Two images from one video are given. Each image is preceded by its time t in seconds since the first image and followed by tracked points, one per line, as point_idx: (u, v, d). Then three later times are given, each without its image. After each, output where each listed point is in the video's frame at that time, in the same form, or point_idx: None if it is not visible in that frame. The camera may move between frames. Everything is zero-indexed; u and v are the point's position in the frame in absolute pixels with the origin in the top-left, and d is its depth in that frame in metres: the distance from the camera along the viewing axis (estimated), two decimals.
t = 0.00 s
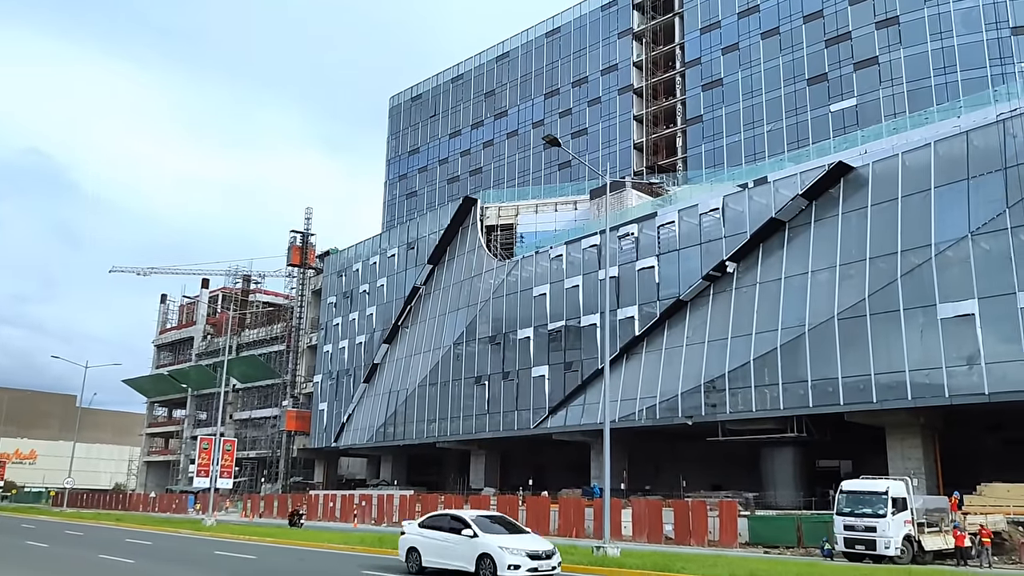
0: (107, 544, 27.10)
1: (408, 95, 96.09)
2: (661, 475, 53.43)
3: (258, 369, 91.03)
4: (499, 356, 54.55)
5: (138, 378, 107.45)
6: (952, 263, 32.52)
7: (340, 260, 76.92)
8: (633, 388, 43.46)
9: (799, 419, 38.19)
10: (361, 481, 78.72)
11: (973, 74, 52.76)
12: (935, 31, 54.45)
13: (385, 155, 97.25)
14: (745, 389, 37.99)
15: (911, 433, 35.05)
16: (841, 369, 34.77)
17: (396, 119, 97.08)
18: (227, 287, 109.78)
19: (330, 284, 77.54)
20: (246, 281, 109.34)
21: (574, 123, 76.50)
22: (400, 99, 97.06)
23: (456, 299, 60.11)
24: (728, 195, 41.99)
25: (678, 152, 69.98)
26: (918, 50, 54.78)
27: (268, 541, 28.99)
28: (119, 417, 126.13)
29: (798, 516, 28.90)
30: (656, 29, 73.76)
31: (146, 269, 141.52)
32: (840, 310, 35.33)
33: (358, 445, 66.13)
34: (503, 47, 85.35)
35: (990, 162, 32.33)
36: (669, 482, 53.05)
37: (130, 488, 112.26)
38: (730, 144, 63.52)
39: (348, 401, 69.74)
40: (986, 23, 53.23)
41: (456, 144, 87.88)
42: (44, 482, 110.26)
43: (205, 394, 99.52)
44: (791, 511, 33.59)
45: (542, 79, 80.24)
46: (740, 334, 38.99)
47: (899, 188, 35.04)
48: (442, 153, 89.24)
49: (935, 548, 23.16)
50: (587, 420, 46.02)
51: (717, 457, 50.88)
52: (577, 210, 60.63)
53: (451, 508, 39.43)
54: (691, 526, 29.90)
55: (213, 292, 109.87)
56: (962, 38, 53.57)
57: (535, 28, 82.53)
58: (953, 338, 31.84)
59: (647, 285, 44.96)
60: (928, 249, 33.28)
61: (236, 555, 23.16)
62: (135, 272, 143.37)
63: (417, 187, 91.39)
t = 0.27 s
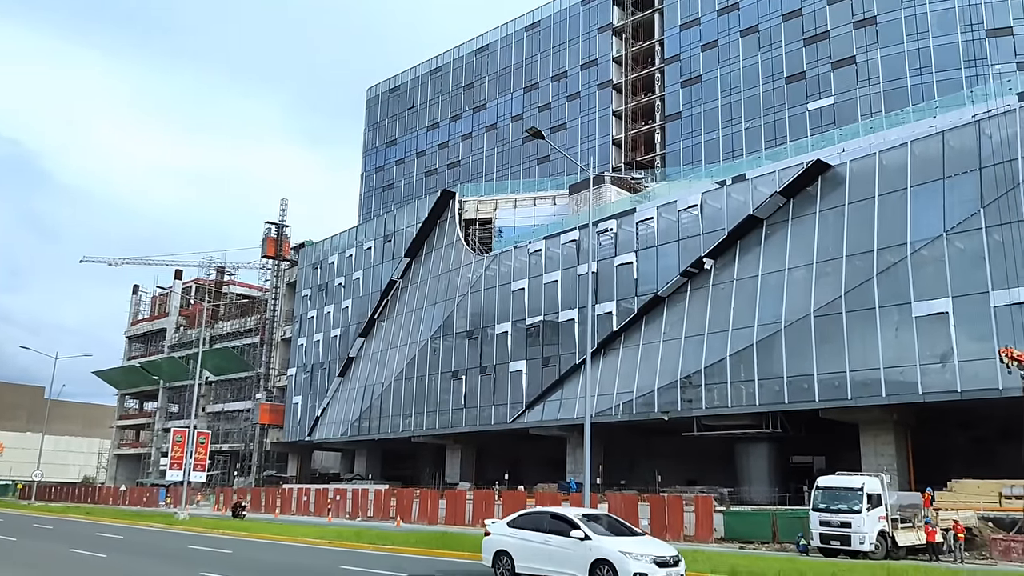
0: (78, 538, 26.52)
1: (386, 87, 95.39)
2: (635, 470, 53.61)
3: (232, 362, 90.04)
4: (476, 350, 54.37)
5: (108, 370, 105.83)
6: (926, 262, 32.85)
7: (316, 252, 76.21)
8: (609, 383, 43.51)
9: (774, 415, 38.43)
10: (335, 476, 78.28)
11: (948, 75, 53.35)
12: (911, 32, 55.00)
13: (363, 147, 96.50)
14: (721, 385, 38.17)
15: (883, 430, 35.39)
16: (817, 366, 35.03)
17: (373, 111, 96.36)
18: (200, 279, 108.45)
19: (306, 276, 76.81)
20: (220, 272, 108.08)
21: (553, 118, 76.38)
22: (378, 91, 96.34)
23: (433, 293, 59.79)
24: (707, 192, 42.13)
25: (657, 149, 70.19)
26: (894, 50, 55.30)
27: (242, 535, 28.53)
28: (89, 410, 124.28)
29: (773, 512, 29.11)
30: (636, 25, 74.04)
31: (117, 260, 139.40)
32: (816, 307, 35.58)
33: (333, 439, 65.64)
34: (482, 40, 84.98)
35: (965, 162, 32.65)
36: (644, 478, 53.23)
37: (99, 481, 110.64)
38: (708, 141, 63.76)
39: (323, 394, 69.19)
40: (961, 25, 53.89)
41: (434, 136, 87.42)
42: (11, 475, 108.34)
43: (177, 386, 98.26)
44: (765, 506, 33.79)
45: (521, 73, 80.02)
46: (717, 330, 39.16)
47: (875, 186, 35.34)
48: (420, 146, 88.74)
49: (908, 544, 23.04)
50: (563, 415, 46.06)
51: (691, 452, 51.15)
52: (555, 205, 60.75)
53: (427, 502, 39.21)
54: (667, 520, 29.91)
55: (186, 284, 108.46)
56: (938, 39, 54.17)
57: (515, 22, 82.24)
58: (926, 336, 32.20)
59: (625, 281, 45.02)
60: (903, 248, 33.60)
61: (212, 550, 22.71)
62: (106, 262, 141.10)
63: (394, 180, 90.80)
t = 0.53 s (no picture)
0: (38, 533, 25.82)
1: (357, 79, 94.53)
2: (603, 466, 53.82)
3: (197, 355, 88.71)
4: (446, 345, 54.13)
5: (69, 362, 103.65)
6: (893, 263, 33.34)
7: (284, 245, 75.27)
8: (579, 379, 43.59)
9: (741, 412, 38.77)
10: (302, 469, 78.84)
11: (915, 78, 54.22)
12: (880, 35, 55.76)
13: (333, 139, 95.54)
14: (690, 381, 38.42)
15: (848, 427, 35.88)
16: (784, 363, 35.39)
17: (344, 103, 95.44)
18: (165, 270, 106.63)
19: (274, 269, 75.86)
20: (186, 264, 106.39)
21: (525, 113, 76.23)
22: (349, 83, 95.45)
23: (403, 287, 59.39)
24: (678, 190, 42.34)
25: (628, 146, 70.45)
26: (863, 53, 56.05)
27: (209, 530, 28.00)
28: (49, 402, 121.80)
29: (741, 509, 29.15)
30: (609, 22, 74.49)
31: (79, 250, 136.56)
32: (784, 306, 35.96)
33: (300, 433, 64.98)
34: (455, 34, 84.56)
35: (932, 164, 33.16)
36: (612, 473, 53.40)
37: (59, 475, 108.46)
38: (679, 139, 64.15)
39: (290, 388, 68.45)
40: (928, 30, 54.81)
41: (405, 130, 86.83)
42: None
43: (141, 379, 96.55)
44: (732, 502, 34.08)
45: (494, 68, 79.77)
46: (686, 327, 39.41)
47: (844, 187, 35.74)
48: (391, 139, 88.09)
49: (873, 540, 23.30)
50: (533, 411, 46.08)
51: (659, 449, 51.48)
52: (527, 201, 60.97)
53: (395, 498, 38.96)
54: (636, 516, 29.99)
55: (151, 275, 106.58)
56: (905, 43, 55.03)
57: (488, 17, 81.92)
58: (891, 335, 32.69)
59: (597, 278, 45.11)
60: (870, 248, 34.06)
61: (177, 545, 22.22)
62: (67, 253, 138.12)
63: (364, 173, 90.04)
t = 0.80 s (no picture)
0: None
1: (319, 73, 93.34)
2: (561, 466, 53.81)
3: (150, 350, 86.67)
4: (406, 344, 53.63)
5: (15, 356, 100.52)
6: (850, 268, 33.81)
7: (242, 239, 73.89)
8: (539, 379, 43.46)
9: (699, 413, 38.98)
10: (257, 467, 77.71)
11: (873, 88, 55.20)
12: (841, 44, 56.66)
13: (293, 133, 94.18)
14: (650, 382, 38.54)
15: (804, 430, 36.28)
16: (743, 366, 35.68)
17: (306, 97, 94.16)
18: (118, 263, 104.06)
19: (231, 264, 74.43)
20: (140, 257, 103.96)
21: (489, 112, 75.95)
22: (311, 77, 94.20)
23: (363, 284, 58.67)
24: (641, 193, 42.48)
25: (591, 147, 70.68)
26: (823, 61, 56.92)
27: (161, 529, 27.17)
28: None
29: (700, 509, 29.23)
30: (574, 23, 74.57)
31: (27, 241, 132.62)
32: (744, 309, 36.27)
33: (254, 431, 63.84)
34: (420, 30, 83.95)
35: (890, 172, 33.68)
36: (570, 474, 53.35)
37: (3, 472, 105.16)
38: (642, 142, 64.49)
39: (246, 385, 67.20)
40: (886, 40, 55.86)
41: (368, 126, 85.94)
42: None
43: (90, 375, 94.01)
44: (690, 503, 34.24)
45: (458, 66, 79.39)
46: (647, 329, 39.54)
47: (804, 192, 36.14)
48: (353, 135, 87.12)
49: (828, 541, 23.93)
50: (492, 411, 45.85)
51: (617, 449, 51.64)
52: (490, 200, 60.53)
53: (352, 497, 38.39)
54: (594, 516, 29.93)
55: (103, 268, 103.93)
56: (864, 52, 55.99)
57: (453, 14, 81.49)
58: (848, 340, 33.14)
59: (559, 278, 45.05)
60: (829, 253, 34.49)
61: (127, 545, 21.44)
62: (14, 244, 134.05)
63: (325, 168, 88.90)
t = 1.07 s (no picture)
0: None
1: (270, 61, 91.59)
2: (507, 462, 53.84)
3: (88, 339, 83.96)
4: (354, 337, 52.97)
5: None
6: (796, 271, 34.50)
7: (187, 227, 72.06)
8: (488, 375, 43.39)
9: (646, 412, 39.37)
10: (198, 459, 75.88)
11: (821, 95, 56.43)
12: (791, 51, 57.79)
13: (242, 121, 92.24)
14: (598, 380, 38.77)
15: (747, 429, 36.90)
16: (690, 365, 36.14)
17: (256, 85, 92.31)
18: (55, 249, 100.56)
19: (175, 252, 72.55)
20: (78, 243, 100.62)
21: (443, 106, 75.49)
22: (262, 64, 92.38)
23: (311, 276, 57.75)
24: (593, 191, 42.68)
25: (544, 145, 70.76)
26: (774, 67, 57.98)
27: (97, 523, 26.28)
28: None
29: (643, 507, 29.63)
30: (530, 20, 74.48)
31: None
32: (692, 309, 36.74)
33: (196, 423, 62.35)
34: (374, 21, 82.98)
35: (836, 178, 34.46)
36: (516, 470, 53.43)
37: None
38: (595, 141, 64.84)
39: (188, 376, 65.60)
40: (835, 49, 57.16)
41: (319, 116, 84.61)
42: None
43: (23, 363, 90.67)
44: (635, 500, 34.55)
45: (412, 59, 78.70)
46: (597, 327, 39.76)
47: (753, 196, 36.74)
48: (304, 124, 85.70)
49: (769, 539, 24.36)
50: (440, 406, 45.61)
51: (563, 447, 51.87)
52: (442, 194, 59.98)
53: (295, 492, 37.79)
54: (541, 513, 29.99)
55: (39, 254, 100.32)
56: (813, 60, 57.20)
57: (409, 6, 80.75)
58: (792, 341, 33.82)
59: (510, 274, 45.01)
60: (776, 256, 35.13)
61: (61, 539, 20.67)
62: None
63: (274, 157, 87.28)
